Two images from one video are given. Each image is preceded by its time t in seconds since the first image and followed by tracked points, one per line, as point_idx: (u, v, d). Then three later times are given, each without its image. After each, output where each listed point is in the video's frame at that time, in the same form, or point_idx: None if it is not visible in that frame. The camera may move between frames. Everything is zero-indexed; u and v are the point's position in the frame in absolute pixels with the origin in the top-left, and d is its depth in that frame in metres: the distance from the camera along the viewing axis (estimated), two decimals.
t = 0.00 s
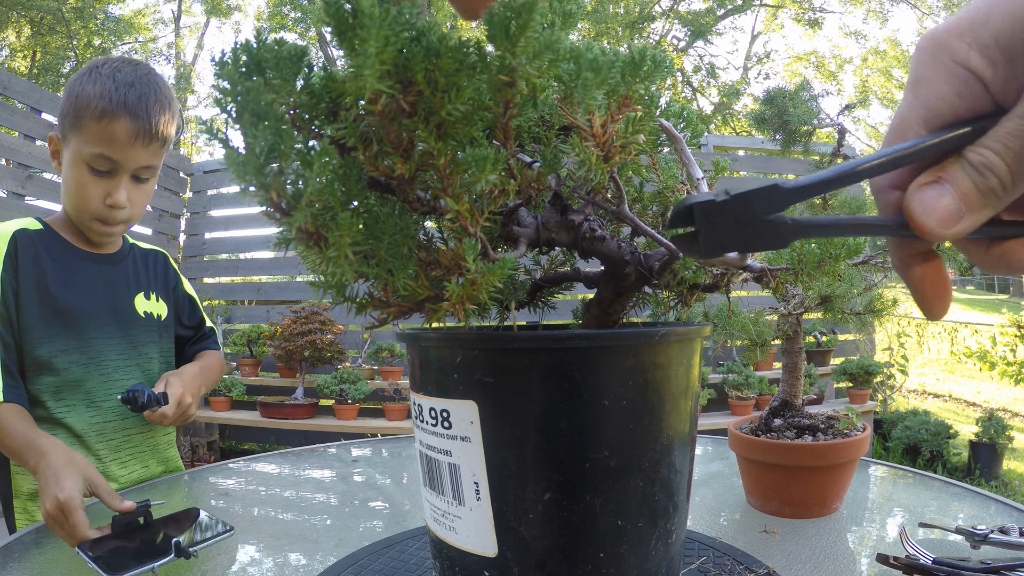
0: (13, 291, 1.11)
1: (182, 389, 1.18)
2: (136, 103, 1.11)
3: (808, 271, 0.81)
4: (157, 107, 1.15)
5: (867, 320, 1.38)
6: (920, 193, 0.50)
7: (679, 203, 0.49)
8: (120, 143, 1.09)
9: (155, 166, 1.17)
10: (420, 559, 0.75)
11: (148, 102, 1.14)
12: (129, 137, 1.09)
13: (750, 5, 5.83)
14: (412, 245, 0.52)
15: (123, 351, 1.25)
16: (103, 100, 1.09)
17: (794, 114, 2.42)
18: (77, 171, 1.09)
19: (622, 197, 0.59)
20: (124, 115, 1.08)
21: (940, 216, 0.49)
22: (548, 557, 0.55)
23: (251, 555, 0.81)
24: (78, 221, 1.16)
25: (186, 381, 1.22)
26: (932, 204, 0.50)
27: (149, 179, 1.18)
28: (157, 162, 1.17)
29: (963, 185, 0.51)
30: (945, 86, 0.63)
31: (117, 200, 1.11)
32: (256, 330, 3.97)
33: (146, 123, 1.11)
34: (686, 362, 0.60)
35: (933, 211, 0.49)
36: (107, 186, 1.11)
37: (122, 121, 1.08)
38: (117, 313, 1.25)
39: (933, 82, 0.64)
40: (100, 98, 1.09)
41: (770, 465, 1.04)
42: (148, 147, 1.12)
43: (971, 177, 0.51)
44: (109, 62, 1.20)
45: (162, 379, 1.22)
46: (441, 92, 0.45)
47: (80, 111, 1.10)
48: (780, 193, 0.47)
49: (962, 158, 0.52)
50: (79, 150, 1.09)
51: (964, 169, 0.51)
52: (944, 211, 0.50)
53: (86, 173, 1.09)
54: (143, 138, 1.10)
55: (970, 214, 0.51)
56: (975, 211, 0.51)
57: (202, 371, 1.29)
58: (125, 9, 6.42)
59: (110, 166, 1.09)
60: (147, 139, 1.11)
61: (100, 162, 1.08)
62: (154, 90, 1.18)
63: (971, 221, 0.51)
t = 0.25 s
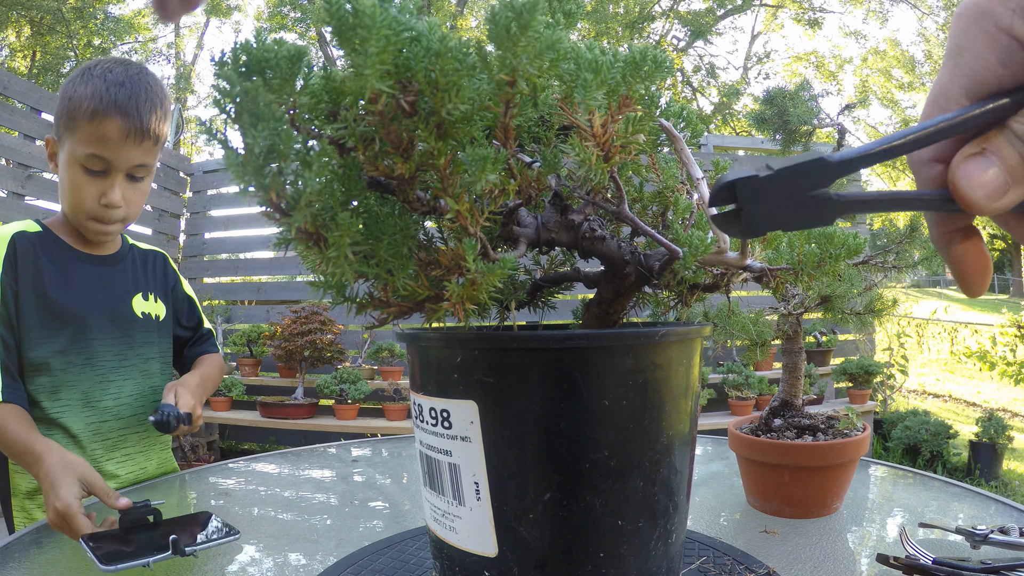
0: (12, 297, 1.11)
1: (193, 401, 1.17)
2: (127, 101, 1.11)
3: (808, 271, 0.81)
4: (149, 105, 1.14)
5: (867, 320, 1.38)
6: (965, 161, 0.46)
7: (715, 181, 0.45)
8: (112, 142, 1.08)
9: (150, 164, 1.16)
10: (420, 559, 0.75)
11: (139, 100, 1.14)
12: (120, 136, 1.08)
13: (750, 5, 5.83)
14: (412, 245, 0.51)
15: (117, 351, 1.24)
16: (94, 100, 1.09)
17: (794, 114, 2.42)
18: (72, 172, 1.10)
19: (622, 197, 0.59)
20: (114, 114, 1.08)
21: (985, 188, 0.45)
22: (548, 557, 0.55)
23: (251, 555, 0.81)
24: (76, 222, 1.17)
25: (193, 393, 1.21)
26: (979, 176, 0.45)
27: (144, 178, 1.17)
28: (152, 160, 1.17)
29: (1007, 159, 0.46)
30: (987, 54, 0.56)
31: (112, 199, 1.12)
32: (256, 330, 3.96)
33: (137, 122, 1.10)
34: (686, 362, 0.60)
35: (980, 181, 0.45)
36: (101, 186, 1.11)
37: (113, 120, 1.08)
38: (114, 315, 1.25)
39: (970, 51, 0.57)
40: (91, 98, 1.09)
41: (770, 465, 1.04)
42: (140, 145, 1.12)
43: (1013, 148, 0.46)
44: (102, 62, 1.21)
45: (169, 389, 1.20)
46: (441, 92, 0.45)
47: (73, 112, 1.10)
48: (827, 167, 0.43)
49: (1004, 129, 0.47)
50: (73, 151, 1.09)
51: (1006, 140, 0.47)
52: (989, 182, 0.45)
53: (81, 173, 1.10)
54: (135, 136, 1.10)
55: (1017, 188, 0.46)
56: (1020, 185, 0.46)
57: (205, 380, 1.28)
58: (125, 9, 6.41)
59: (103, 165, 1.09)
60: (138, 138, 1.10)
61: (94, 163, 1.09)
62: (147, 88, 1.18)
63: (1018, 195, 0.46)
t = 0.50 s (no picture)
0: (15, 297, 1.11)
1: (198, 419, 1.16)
2: (137, 107, 1.11)
3: (808, 270, 0.81)
4: (158, 111, 1.15)
5: (867, 320, 1.38)
6: (956, 133, 0.48)
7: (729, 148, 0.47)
8: (122, 147, 1.08)
9: (158, 170, 1.17)
10: (420, 560, 0.75)
11: (149, 106, 1.14)
12: (130, 141, 1.09)
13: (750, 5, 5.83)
14: (412, 246, 0.51)
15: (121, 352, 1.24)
16: (105, 106, 1.09)
17: (794, 114, 2.42)
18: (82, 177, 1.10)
19: (622, 197, 0.59)
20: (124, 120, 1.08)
21: (979, 159, 0.47)
22: (548, 557, 0.55)
23: (251, 555, 0.81)
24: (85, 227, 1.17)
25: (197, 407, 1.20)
26: (975, 148, 0.47)
27: (153, 183, 1.18)
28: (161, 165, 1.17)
29: (1001, 131, 0.48)
30: (980, 35, 0.64)
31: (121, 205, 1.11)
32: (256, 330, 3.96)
33: (147, 127, 1.10)
34: (686, 362, 0.60)
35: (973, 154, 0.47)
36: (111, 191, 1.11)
37: (124, 126, 1.08)
38: (117, 317, 1.24)
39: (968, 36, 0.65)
40: (101, 104, 1.09)
41: (770, 465, 1.04)
42: (150, 150, 1.12)
43: (1006, 122, 0.48)
44: (110, 69, 1.21)
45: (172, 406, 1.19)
46: (441, 92, 0.45)
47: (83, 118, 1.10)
48: (825, 139, 0.46)
49: (997, 104, 0.50)
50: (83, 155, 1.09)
51: (1000, 115, 0.49)
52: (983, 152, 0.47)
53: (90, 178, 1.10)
54: (145, 141, 1.10)
55: (1010, 156, 0.48)
56: (1012, 156, 0.48)
57: (206, 390, 1.27)
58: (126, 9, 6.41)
59: (113, 170, 1.09)
60: (149, 143, 1.10)
61: (104, 167, 1.08)
62: (156, 95, 1.18)
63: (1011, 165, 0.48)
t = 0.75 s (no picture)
0: None
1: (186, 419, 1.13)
2: (134, 107, 1.10)
3: (807, 271, 0.81)
4: (154, 112, 1.14)
5: (867, 319, 1.38)
6: (984, 110, 0.39)
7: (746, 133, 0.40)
8: (116, 149, 1.07)
9: (151, 172, 1.16)
10: (420, 560, 0.75)
11: (145, 106, 1.13)
12: (125, 143, 1.08)
13: (749, 5, 5.83)
14: (411, 246, 0.51)
15: (107, 358, 1.25)
16: (99, 104, 1.08)
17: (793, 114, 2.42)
18: (71, 175, 1.08)
19: (621, 197, 0.59)
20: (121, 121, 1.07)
21: None
22: (548, 557, 0.55)
23: (251, 555, 0.81)
24: (71, 224, 1.16)
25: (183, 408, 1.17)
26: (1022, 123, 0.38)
27: (144, 184, 1.17)
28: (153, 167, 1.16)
29: None
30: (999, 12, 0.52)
31: (112, 206, 1.11)
32: (256, 330, 3.96)
33: (143, 129, 1.09)
34: (686, 361, 0.60)
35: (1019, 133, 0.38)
36: (102, 192, 1.10)
37: (119, 127, 1.07)
38: (99, 318, 1.24)
39: (984, 8, 0.53)
40: (96, 102, 1.08)
41: (770, 464, 1.04)
42: (145, 153, 1.11)
43: None
44: (105, 61, 1.19)
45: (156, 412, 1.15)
46: (440, 92, 0.45)
47: (75, 114, 1.08)
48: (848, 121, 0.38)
49: None
50: (74, 153, 1.07)
51: None
52: None
53: (80, 177, 1.08)
54: (140, 144, 1.09)
55: None
56: None
57: (189, 391, 1.25)
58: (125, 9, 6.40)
59: (105, 172, 1.08)
60: (144, 146, 1.10)
61: (95, 168, 1.07)
62: (152, 92, 1.17)
63: None
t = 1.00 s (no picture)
0: None
1: (155, 397, 1.20)
2: (123, 98, 1.10)
3: (807, 271, 0.81)
4: (142, 104, 1.14)
5: (867, 320, 1.38)
6: None
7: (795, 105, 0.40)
8: (106, 141, 1.07)
9: (138, 164, 1.16)
10: (420, 560, 0.75)
11: (134, 97, 1.13)
12: (115, 136, 1.08)
13: (749, 5, 5.83)
14: (412, 245, 0.52)
15: (95, 358, 1.26)
16: (86, 94, 1.07)
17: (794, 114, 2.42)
18: (57, 167, 1.08)
19: (622, 197, 0.59)
20: (111, 113, 1.07)
21: None
22: (548, 557, 0.55)
23: (252, 555, 0.81)
24: (55, 217, 1.15)
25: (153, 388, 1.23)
26: None
27: (131, 177, 1.17)
28: (140, 159, 1.17)
29: None
30: None
31: (100, 200, 1.11)
32: (256, 330, 3.96)
33: (132, 122, 1.10)
34: (686, 361, 0.60)
35: None
36: (89, 185, 1.10)
37: (109, 118, 1.07)
38: (87, 317, 1.25)
39: None
40: (84, 92, 1.07)
41: (770, 465, 1.04)
42: (133, 146, 1.12)
43: None
44: (92, 49, 1.19)
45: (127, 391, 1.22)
46: (441, 92, 0.45)
47: (60, 103, 1.07)
48: (894, 97, 0.39)
49: None
50: (60, 144, 1.06)
51: None
52: None
53: (67, 170, 1.07)
54: (129, 137, 1.10)
55: None
56: None
57: (160, 377, 1.31)
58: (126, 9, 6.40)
59: (93, 165, 1.08)
60: (133, 138, 1.10)
61: (84, 160, 1.07)
62: (141, 83, 1.18)
63: None
